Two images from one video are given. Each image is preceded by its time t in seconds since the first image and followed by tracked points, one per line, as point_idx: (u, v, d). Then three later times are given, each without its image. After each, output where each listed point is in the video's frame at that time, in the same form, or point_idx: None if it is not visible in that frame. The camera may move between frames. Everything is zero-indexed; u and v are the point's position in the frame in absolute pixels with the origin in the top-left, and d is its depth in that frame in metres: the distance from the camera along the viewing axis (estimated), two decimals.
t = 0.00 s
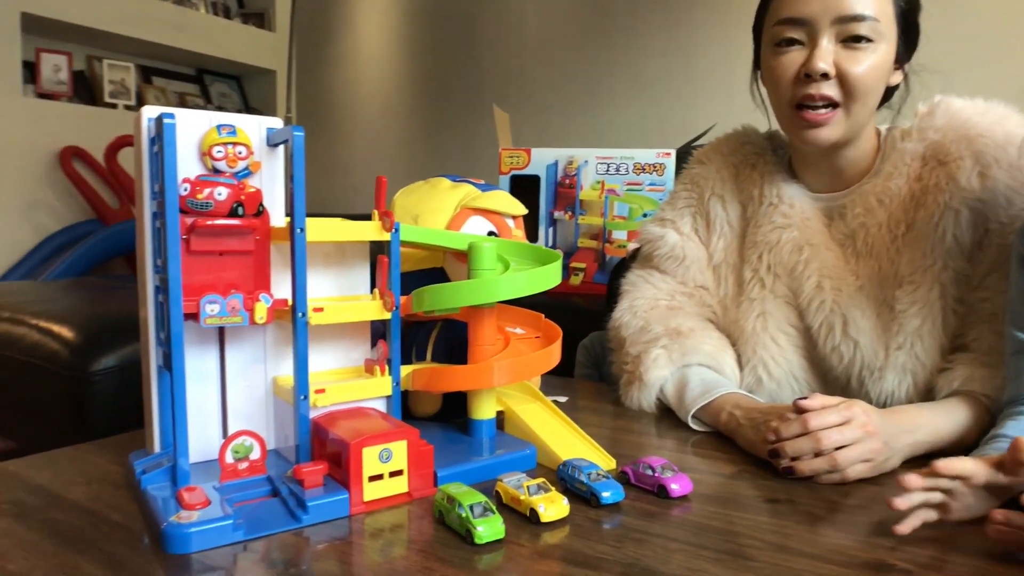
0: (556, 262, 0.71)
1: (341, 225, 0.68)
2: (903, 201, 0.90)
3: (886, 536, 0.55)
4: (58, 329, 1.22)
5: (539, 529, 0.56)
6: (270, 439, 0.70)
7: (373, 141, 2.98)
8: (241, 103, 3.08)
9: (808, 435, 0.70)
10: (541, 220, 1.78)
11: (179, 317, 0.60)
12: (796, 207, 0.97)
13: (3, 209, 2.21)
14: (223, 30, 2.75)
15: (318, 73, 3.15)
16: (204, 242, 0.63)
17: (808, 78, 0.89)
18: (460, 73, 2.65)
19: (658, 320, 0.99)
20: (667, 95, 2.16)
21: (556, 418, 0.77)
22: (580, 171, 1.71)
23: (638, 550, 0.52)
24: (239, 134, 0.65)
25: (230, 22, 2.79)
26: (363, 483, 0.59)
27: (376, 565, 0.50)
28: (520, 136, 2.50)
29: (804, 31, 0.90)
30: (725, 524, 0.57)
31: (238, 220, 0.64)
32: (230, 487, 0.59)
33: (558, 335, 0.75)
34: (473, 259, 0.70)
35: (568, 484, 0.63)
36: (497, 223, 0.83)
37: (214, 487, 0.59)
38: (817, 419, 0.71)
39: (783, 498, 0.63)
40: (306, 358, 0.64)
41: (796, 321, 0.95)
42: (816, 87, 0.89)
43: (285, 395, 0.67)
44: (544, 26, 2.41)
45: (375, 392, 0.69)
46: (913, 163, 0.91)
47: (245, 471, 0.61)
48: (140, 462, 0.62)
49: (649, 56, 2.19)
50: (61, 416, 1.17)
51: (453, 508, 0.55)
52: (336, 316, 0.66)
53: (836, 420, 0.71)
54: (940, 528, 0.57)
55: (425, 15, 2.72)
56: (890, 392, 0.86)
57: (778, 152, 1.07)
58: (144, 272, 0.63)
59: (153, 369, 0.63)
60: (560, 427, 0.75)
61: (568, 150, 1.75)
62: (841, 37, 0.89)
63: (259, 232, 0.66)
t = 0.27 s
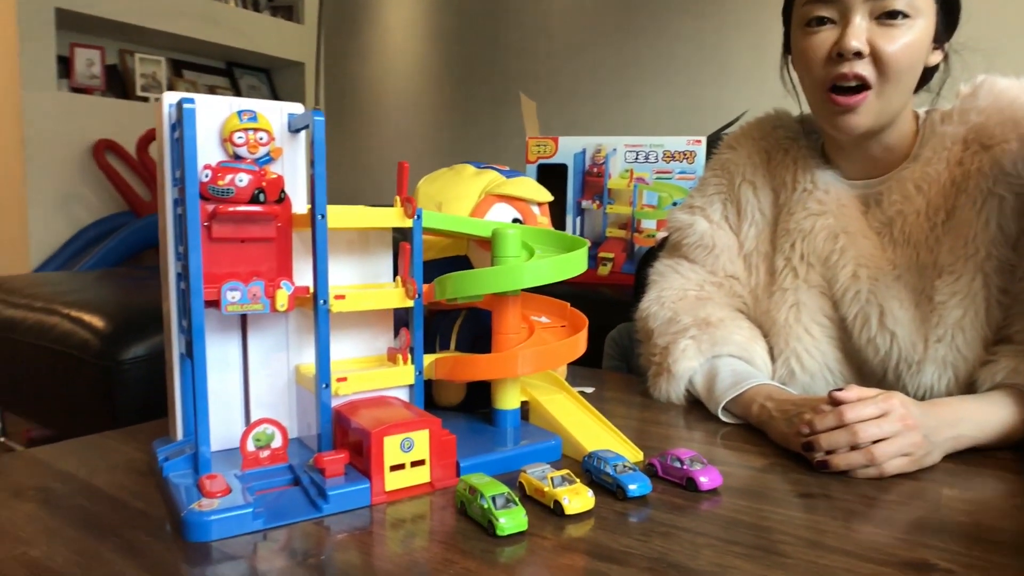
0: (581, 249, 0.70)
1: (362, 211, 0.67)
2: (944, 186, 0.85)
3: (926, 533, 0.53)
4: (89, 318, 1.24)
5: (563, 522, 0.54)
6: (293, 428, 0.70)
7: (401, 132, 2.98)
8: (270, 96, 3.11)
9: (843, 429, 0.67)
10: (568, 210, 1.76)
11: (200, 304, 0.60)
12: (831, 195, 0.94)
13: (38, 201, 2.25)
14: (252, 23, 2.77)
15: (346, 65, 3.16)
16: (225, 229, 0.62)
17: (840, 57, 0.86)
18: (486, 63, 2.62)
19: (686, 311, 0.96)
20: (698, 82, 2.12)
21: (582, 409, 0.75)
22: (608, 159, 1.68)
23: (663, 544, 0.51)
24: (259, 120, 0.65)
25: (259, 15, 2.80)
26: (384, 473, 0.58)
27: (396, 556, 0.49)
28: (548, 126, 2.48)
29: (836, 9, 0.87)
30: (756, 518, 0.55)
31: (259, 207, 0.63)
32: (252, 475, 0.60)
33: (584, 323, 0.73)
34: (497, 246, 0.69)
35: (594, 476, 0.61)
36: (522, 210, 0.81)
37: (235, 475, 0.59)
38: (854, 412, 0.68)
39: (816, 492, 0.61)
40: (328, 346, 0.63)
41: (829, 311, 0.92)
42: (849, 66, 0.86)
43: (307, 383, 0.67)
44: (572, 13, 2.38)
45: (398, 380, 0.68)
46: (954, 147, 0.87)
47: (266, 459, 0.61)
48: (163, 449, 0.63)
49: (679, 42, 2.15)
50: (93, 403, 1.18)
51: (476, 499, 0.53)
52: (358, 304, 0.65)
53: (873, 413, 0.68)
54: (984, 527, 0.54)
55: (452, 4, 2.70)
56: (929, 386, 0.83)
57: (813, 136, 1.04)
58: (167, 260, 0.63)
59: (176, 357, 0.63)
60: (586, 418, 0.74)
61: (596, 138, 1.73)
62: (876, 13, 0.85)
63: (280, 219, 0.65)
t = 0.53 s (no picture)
0: (601, 236, 0.68)
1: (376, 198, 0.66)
2: (985, 175, 0.82)
3: (961, 534, 0.50)
4: (112, 308, 1.25)
5: (579, 516, 0.52)
6: (307, 418, 0.69)
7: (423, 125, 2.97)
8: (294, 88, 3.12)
9: (873, 421, 0.65)
10: (591, 200, 1.74)
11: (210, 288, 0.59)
12: (857, 180, 0.91)
13: (66, 195, 2.28)
14: (275, 16, 2.78)
15: (370, 57, 3.15)
16: (237, 217, 0.61)
17: (855, 17, 0.83)
18: (507, 52, 2.59)
19: (705, 305, 0.94)
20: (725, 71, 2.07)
21: (601, 401, 0.74)
22: (632, 149, 1.65)
23: (682, 541, 0.49)
24: (272, 105, 0.63)
25: (282, 7, 2.81)
26: (397, 464, 0.57)
27: (407, 549, 0.48)
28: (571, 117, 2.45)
29: None
30: (781, 515, 0.53)
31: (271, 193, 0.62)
32: (263, 466, 0.59)
33: (603, 313, 0.72)
34: (514, 233, 0.67)
35: (612, 470, 0.60)
36: (541, 197, 0.80)
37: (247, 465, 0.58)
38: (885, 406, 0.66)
39: (844, 489, 0.59)
40: (341, 335, 0.62)
41: (854, 307, 0.90)
42: (863, 27, 0.82)
43: (320, 373, 0.66)
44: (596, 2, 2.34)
45: (411, 370, 0.67)
46: (996, 129, 0.84)
47: (279, 449, 0.60)
48: (175, 439, 0.62)
49: (703, 28, 2.07)
50: (116, 393, 1.19)
51: (489, 492, 0.52)
52: (372, 293, 0.64)
53: (905, 406, 0.66)
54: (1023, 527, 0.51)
55: None
56: (970, 388, 0.81)
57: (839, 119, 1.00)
58: (180, 248, 0.63)
59: (189, 345, 0.63)
60: (605, 410, 0.72)
61: (619, 128, 1.69)
62: None
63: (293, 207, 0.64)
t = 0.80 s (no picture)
0: (617, 225, 0.66)
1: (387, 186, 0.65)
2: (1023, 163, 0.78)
3: (994, 537, 0.48)
4: (131, 298, 1.25)
5: (591, 513, 0.51)
6: (317, 409, 0.68)
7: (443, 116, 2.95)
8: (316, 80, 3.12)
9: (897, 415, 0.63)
10: (611, 190, 1.71)
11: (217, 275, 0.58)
12: (886, 172, 0.88)
13: (91, 186, 2.31)
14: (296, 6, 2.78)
15: (390, 48, 3.14)
16: (246, 204, 0.60)
17: (871, 13, 0.79)
18: (526, 41, 2.56)
19: (725, 298, 0.92)
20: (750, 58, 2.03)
21: (618, 394, 0.72)
22: (653, 138, 1.63)
23: (699, 540, 0.47)
24: (280, 90, 0.62)
25: None
26: (405, 457, 0.56)
27: (415, 544, 0.47)
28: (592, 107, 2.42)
29: None
30: (802, 515, 0.51)
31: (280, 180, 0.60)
32: (271, 457, 0.58)
33: (620, 304, 0.70)
34: (528, 222, 0.65)
35: (627, 465, 0.58)
36: (557, 185, 0.78)
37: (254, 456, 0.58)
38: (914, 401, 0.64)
39: (870, 488, 0.56)
40: (350, 326, 0.61)
41: (877, 304, 0.87)
42: (880, 23, 0.79)
43: (330, 363, 0.65)
44: None
45: (423, 361, 0.65)
46: None
47: (286, 441, 0.59)
48: (183, 429, 0.62)
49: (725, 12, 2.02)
50: (135, 383, 1.20)
51: (498, 487, 0.50)
52: (383, 282, 0.63)
53: (936, 402, 0.64)
54: None
55: None
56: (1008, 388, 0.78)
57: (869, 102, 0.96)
58: (188, 236, 0.62)
59: (197, 335, 0.62)
60: (621, 404, 0.70)
61: (641, 116, 1.67)
62: None
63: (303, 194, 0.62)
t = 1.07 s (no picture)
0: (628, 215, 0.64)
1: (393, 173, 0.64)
2: None
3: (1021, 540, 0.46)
4: (147, 288, 1.26)
5: (599, 508, 0.49)
6: (324, 400, 0.67)
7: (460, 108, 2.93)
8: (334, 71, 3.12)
9: (871, 281, 0.60)
10: (629, 181, 1.69)
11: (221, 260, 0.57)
12: (901, 158, 0.85)
13: (111, 177, 2.32)
14: None
15: (409, 39, 3.13)
16: (252, 191, 0.59)
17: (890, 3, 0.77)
18: (543, 30, 2.53)
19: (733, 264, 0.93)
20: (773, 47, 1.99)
21: (630, 387, 0.70)
22: (671, 128, 1.60)
23: (709, 538, 0.45)
24: (286, 76, 0.61)
25: None
26: (410, 449, 0.55)
27: (417, 537, 0.46)
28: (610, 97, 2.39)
29: None
30: (817, 513, 0.49)
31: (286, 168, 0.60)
32: (275, 447, 0.57)
33: (632, 295, 0.68)
34: (538, 210, 0.64)
35: (637, 460, 0.56)
36: (569, 173, 0.76)
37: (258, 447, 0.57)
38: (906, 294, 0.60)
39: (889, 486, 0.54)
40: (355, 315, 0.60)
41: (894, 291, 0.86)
42: (898, 13, 0.77)
43: (336, 353, 0.64)
44: None
45: (430, 352, 0.64)
46: None
47: (291, 431, 0.59)
48: (189, 420, 0.61)
49: None
50: (150, 372, 1.20)
51: (503, 480, 0.49)
52: (389, 271, 0.62)
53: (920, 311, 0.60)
54: None
55: None
56: None
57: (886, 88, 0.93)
58: (194, 224, 0.61)
59: (202, 324, 0.61)
60: (634, 397, 0.68)
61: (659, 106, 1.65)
62: None
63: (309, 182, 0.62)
